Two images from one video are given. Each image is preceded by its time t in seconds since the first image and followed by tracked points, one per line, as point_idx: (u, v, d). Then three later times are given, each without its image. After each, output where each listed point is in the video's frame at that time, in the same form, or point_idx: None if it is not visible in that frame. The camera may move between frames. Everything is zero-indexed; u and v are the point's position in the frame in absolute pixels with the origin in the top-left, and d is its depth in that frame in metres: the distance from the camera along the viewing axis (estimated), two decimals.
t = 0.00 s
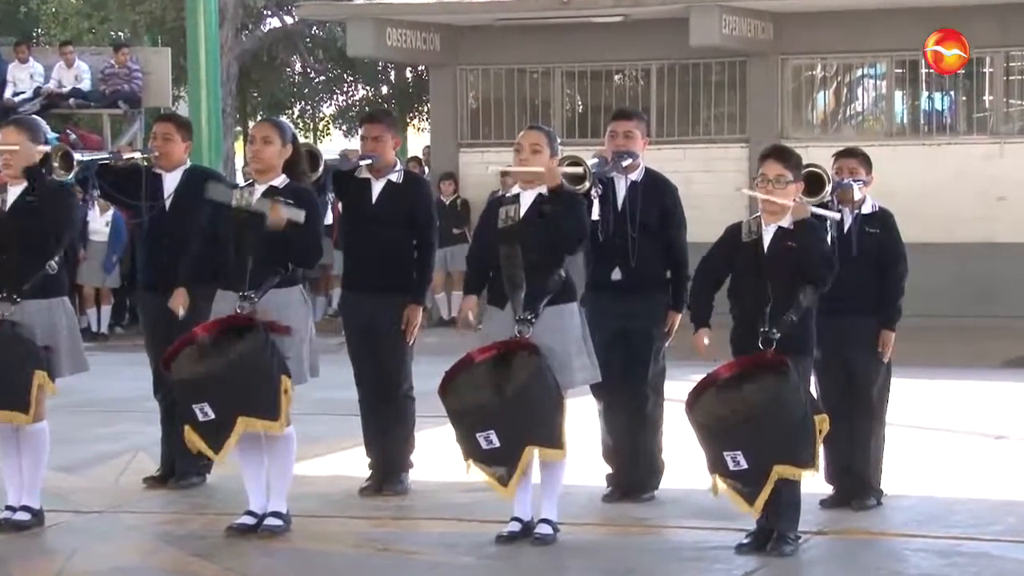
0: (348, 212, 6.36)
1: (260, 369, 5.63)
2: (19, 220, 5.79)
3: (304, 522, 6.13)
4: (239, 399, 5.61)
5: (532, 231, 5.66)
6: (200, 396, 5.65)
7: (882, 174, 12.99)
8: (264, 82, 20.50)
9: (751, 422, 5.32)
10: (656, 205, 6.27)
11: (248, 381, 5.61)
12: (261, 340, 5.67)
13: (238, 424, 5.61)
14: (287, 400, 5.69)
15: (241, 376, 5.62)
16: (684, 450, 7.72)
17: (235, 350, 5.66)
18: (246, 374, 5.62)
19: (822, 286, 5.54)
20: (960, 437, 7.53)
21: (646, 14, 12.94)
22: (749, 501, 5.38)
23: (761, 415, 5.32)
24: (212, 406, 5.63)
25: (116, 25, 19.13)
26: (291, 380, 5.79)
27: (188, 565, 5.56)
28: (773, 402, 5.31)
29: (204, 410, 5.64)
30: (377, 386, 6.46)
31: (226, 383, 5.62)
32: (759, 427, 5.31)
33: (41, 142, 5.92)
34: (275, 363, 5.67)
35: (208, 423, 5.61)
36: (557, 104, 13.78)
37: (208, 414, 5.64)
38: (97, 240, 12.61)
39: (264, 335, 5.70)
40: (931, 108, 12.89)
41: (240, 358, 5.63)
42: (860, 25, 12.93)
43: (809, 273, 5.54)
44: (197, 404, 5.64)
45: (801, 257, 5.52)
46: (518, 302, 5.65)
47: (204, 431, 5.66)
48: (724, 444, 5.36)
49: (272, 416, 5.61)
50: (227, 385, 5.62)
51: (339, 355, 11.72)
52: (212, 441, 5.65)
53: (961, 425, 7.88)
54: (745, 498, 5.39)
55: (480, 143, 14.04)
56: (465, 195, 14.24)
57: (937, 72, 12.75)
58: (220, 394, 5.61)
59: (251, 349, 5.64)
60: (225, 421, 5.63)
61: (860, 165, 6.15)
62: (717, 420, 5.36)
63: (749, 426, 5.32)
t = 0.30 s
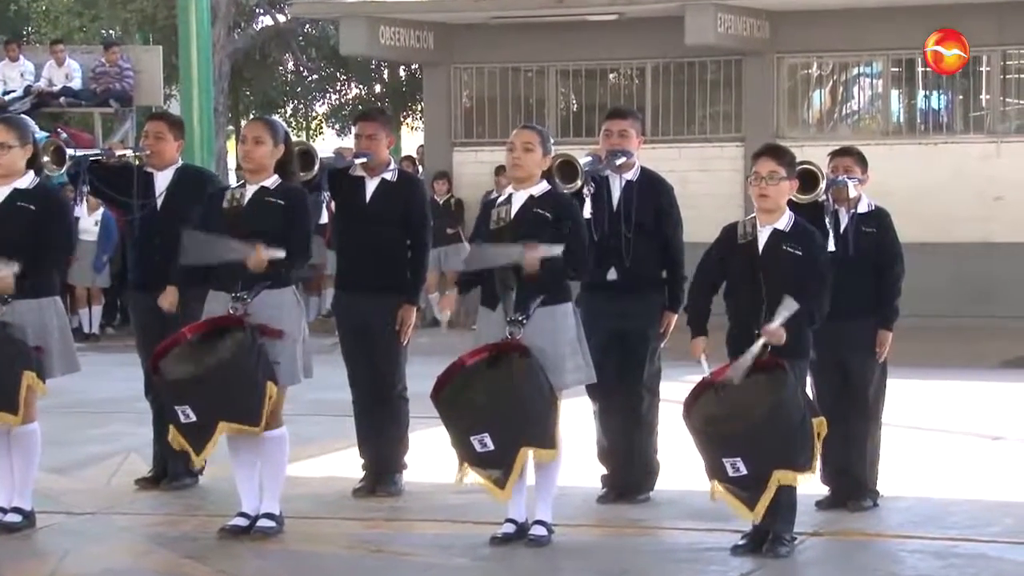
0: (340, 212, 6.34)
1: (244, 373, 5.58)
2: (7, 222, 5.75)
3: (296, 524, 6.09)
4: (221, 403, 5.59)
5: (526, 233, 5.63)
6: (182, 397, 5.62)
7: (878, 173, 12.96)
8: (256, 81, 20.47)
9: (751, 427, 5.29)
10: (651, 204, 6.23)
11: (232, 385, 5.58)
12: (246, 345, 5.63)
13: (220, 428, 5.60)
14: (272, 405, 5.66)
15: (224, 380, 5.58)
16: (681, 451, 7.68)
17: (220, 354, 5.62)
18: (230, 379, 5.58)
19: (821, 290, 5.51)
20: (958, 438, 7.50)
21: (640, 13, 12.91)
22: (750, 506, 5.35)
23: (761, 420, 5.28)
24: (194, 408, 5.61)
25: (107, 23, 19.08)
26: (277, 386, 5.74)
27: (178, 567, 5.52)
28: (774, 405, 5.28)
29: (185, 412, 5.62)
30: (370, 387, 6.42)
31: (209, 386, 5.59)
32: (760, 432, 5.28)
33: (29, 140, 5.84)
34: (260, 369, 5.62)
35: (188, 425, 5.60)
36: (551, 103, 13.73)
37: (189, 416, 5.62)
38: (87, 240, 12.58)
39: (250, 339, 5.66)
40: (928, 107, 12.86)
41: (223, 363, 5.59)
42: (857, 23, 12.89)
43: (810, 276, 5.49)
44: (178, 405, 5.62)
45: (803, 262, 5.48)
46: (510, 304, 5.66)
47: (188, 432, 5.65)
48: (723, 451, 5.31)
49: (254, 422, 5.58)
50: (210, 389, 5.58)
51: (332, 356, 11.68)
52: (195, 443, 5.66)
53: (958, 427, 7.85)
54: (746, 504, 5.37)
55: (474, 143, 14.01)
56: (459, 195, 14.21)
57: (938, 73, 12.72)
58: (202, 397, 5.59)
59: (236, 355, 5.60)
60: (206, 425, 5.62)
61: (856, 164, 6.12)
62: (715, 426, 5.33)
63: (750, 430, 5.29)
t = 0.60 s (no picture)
0: (336, 212, 6.34)
1: (250, 371, 5.59)
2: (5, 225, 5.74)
3: (291, 524, 6.09)
4: (229, 404, 5.56)
5: (521, 233, 5.63)
6: (189, 402, 5.59)
7: (873, 173, 12.97)
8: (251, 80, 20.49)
9: (745, 429, 5.29)
10: (648, 202, 6.24)
11: (239, 387, 5.57)
12: (249, 346, 5.62)
13: (230, 429, 5.57)
14: (277, 401, 5.67)
15: (230, 381, 5.57)
16: (678, 451, 7.69)
17: (222, 357, 5.60)
18: (236, 379, 5.57)
19: (817, 290, 5.49)
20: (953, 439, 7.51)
21: (635, 13, 12.93)
22: (739, 507, 5.36)
23: (754, 422, 5.29)
24: (203, 413, 5.57)
25: (102, 23, 19.13)
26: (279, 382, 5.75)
27: (173, 567, 5.52)
28: (767, 408, 5.28)
29: (195, 416, 5.59)
30: (367, 387, 6.42)
31: (217, 389, 5.58)
32: (752, 434, 5.29)
33: (25, 139, 5.84)
34: (264, 366, 5.64)
35: (199, 431, 5.57)
36: (546, 102, 13.74)
37: (199, 420, 5.58)
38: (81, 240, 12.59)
39: (250, 339, 5.65)
40: (923, 108, 12.87)
41: (229, 364, 5.58)
42: (852, 23, 12.91)
43: (805, 277, 5.50)
44: (186, 410, 5.58)
45: (798, 262, 5.50)
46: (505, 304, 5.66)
47: (196, 437, 5.61)
48: (716, 451, 5.33)
49: (262, 420, 5.57)
50: (218, 390, 5.57)
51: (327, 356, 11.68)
52: (204, 447, 5.61)
53: (953, 427, 7.85)
54: (735, 505, 5.38)
55: (469, 143, 14.02)
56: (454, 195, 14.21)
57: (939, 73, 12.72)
58: (211, 402, 5.56)
59: (241, 356, 5.59)
60: (217, 428, 5.59)
61: (852, 162, 6.12)
62: (710, 426, 5.33)
63: (743, 431, 5.29)
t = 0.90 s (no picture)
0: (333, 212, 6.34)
1: (242, 374, 5.58)
2: None
3: (287, 525, 6.09)
4: (219, 406, 5.56)
5: (518, 233, 5.65)
6: (178, 399, 5.56)
7: (870, 174, 12.97)
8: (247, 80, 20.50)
9: (741, 428, 5.27)
10: (645, 204, 6.23)
11: (231, 389, 5.56)
12: (243, 348, 5.62)
13: (218, 431, 5.57)
14: (268, 405, 5.68)
15: (222, 383, 5.55)
16: (674, 451, 7.68)
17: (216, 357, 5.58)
18: (228, 381, 5.56)
19: (814, 289, 5.48)
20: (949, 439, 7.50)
21: (630, 13, 12.93)
22: (736, 506, 5.36)
23: (750, 423, 5.27)
24: (192, 411, 5.56)
25: (98, 23, 19.15)
26: (273, 386, 5.74)
27: (169, 567, 5.52)
28: (763, 408, 5.27)
29: (184, 415, 5.57)
30: (362, 388, 6.41)
31: (208, 390, 5.55)
32: (748, 434, 5.27)
33: (19, 139, 5.85)
34: (257, 369, 5.63)
35: (188, 428, 5.55)
36: (543, 102, 13.74)
37: (188, 419, 5.57)
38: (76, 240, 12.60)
39: (246, 342, 5.65)
40: (919, 108, 12.88)
41: (222, 365, 5.56)
42: (849, 23, 12.91)
43: (802, 277, 5.51)
44: (176, 408, 5.56)
45: (794, 262, 5.50)
46: (502, 304, 5.66)
47: (184, 435, 5.61)
48: (713, 450, 5.31)
49: (252, 424, 5.59)
50: (209, 391, 5.54)
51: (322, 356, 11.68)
52: (190, 446, 5.61)
53: (950, 427, 7.85)
54: (733, 503, 5.37)
55: (465, 143, 14.01)
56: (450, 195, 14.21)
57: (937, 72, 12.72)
58: (201, 401, 5.54)
59: (236, 358, 5.58)
60: (205, 427, 5.58)
61: (849, 163, 6.13)
62: (706, 425, 5.31)
63: (740, 432, 5.27)
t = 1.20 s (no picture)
0: (334, 213, 6.34)
1: (242, 373, 5.58)
2: None
3: (287, 524, 6.09)
4: (219, 406, 5.56)
5: (518, 232, 5.65)
6: (179, 401, 5.57)
7: (871, 173, 12.97)
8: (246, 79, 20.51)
9: (743, 428, 5.26)
10: (645, 204, 6.23)
11: (230, 388, 5.56)
12: (241, 347, 5.61)
13: (220, 430, 5.56)
14: (269, 404, 5.67)
15: (222, 383, 5.55)
16: (675, 451, 7.68)
17: (215, 356, 5.58)
18: (228, 381, 5.56)
19: (813, 290, 5.49)
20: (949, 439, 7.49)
21: (629, 13, 12.92)
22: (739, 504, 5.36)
23: (751, 422, 5.26)
24: (193, 411, 5.57)
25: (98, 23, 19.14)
26: (273, 385, 5.72)
27: (168, 566, 5.52)
28: (763, 407, 5.26)
29: (185, 415, 5.58)
30: (362, 388, 6.41)
31: (208, 390, 5.55)
32: (750, 434, 5.26)
33: (17, 139, 5.85)
34: (257, 368, 5.62)
35: (188, 429, 5.56)
36: (543, 102, 13.73)
37: (189, 419, 5.57)
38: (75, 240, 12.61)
39: (245, 340, 5.64)
40: (919, 108, 12.88)
41: (220, 365, 5.56)
42: (849, 23, 12.91)
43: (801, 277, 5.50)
44: (177, 408, 5.57)
45: (794, 261, 5.50)
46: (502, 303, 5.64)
47: (185, 436, 5.60)
48: (713, 449, 5.31)
49: (254, 422, 5.58)
50: (209, 391, 5.55)
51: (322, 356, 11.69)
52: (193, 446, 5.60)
53: (950, 427, 7.84)
54: (735, 500, 5.37)
55: (465, 143, 14.01)
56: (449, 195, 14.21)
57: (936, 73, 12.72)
58: (200, 401, 5.55)
59: (234, 357, 5.58)
60: (205, 427, 5.58)
61: (848, 164, 6.12)
62: (706, 425, 5.31)
63: (741, 431, 5.27)
